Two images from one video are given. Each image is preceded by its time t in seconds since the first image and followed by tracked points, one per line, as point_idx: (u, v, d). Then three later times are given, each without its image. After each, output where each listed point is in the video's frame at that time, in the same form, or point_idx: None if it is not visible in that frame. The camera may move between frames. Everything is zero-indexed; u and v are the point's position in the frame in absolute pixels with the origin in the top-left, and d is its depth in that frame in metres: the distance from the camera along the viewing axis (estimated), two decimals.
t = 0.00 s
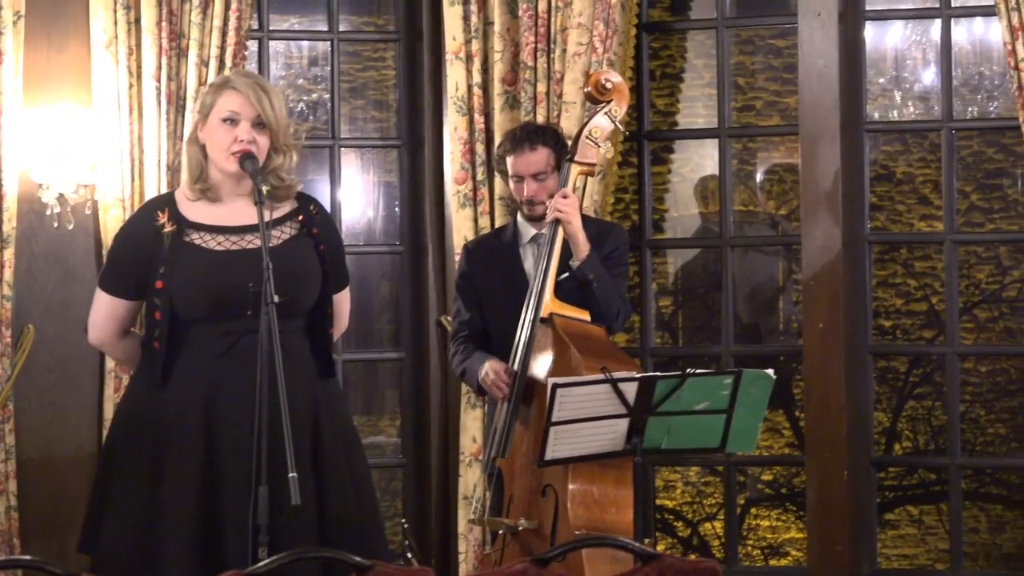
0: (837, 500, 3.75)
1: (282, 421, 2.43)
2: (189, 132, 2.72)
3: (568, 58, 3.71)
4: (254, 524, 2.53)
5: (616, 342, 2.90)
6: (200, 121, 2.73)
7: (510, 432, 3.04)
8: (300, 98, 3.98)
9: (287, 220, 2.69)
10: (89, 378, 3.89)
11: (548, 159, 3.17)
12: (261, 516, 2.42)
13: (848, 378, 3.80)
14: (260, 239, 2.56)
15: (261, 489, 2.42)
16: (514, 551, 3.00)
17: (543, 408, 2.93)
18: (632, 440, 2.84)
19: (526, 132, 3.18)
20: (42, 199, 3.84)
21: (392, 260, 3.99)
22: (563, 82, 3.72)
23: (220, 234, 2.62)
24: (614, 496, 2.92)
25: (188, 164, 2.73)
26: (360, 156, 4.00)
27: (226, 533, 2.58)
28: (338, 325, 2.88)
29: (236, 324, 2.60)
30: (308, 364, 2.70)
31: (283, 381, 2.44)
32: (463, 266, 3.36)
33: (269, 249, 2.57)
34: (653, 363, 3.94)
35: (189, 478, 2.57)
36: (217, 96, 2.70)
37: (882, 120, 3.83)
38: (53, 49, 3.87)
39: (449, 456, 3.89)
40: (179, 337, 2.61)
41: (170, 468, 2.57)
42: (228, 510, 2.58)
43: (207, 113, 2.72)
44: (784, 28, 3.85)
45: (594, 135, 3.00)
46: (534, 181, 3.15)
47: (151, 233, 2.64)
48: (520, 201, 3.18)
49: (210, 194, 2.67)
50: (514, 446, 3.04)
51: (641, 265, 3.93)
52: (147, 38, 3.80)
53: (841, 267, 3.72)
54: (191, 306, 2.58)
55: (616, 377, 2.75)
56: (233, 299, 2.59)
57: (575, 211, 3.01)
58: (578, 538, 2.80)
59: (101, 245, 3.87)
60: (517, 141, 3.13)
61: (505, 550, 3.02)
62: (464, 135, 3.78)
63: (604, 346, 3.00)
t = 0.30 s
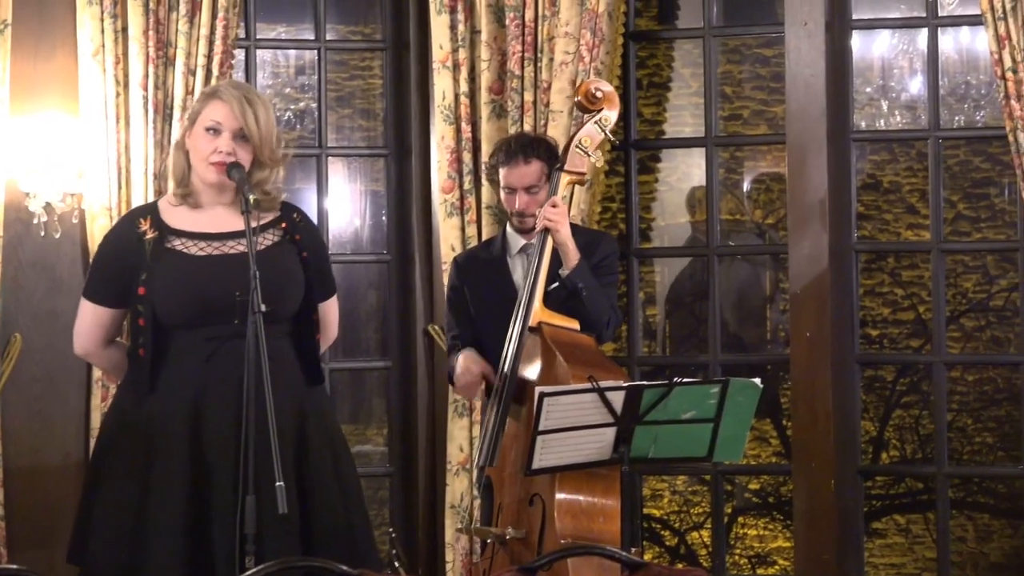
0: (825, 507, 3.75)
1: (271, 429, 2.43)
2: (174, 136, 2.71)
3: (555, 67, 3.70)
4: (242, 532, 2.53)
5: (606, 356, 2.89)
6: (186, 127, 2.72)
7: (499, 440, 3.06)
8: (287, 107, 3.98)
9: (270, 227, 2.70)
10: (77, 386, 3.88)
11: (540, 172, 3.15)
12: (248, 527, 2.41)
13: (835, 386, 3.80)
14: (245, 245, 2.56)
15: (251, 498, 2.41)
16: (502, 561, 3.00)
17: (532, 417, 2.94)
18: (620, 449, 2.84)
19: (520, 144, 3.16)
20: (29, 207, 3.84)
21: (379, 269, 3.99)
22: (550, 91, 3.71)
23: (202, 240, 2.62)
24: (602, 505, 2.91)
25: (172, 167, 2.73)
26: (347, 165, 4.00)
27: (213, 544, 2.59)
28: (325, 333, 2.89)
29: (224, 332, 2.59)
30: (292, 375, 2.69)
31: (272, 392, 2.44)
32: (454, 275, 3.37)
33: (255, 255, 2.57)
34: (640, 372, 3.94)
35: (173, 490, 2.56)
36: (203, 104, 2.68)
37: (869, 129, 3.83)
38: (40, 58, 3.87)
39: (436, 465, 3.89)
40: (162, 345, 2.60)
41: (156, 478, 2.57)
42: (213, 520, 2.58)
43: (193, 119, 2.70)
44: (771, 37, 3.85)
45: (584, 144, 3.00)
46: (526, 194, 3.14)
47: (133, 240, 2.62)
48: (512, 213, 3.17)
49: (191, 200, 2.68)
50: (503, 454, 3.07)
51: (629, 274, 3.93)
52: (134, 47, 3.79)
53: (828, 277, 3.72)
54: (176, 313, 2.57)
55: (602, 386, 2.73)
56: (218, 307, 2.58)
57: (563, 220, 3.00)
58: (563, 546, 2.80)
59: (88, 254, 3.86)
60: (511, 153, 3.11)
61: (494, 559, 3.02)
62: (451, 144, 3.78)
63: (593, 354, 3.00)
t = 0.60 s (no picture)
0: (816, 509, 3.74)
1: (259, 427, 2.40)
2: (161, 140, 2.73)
3: (544, 71, 3.70)
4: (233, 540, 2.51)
5: (597, 359, 2.90)
6: (173, 133, 2.74)
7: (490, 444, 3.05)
8: (277, 111, 3.99)
9: (254, 230, 2.72)
10: (67, 392, 3.87)
11: (531, 174, 3.15)
12: (238, 533, 2.38)
13: (824, 388, 3.80)
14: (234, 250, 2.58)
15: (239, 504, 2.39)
16: (494, 565, 2.95)
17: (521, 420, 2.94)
18: (609, 453, 2.84)
19: (510, 147, 3.15)
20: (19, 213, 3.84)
21: (370, 273, 3.99)
22: (539, 96, 3.71)
23: (186, 246, 2.63)
24: (592, 508, 2.92)
25: (156, 174, 2.75)
26: (337, 170, 4.00)
27: (201, 552, 2.59)
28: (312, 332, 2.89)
29: (215, 338, 2.59)
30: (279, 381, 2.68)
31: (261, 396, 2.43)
32: (449, 280, 3.39)
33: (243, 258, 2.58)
34: (630, 376, 3.95)
35: (161, 498, 2.55)
36: (192, 109, 2.71)
37: (859, 133, 3.83)
38: (28, 62, 3.87)
39: (427, 469, 3.89)
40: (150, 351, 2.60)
41: (148, 484, 2.56)
42: (202, 527, 2.58)
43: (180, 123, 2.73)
44: (761, 40, 3.85)
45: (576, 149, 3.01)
46: (517, 197, 3.14)
47: (118, 249, 2.63)
48: (504, 216, 3.17)
49: (174, 207, 2.69)
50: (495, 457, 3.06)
51: (620, 279, 3.93)
52: (123, 52, 3.79)
53: (818, 279, 3.72)
54: (164, 320, 2.57)
55: (592, 389, 2.73)
56: (207, 313, 2.58)
57: (555, 225, 2.99)
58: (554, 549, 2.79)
59: (77, 259, 3.86)
60: (502, 157, 3.10)
61: (485, 562, 2.97)
62: (441, 148, 3.79)
63: (585, 359, 3.00)
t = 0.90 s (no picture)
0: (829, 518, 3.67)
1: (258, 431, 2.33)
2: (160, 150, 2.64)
3: (549, 70, 3.64)
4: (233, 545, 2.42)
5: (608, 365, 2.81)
6: (170, 140, 2.65)
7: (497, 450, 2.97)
8: (277, 112, 3.93)
9: (263, 235, 2.64)
10: (63, 399, 3.79)
11: (540, 173, 3.07)
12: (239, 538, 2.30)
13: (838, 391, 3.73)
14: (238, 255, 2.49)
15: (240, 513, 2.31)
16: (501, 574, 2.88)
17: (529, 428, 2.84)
18: (619, 459, 2.72)
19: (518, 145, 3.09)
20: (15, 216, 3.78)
21: (372, 277, 3.93)
22: (544, 95, 3.65)
23: (195, 249, 2.55)
24: (603, 517, 2.81)
25: (160, 185, 2.65)
26: (338, 170, 3.94)
27: (200, 556, 2.50)
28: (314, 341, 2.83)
29: (214, 342, 2.51)
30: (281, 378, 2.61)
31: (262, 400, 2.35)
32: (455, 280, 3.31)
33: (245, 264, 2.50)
34: (639, 381, 3.87)
35: (163, 500, 2.47)
36: (187, 111, 2.62)
37: (870, 132, 3.77)
38: (24, 62, 3.82)
39: (432, 476, 3.82)
40: (150, 350, 2.52)
41: (147, 487, 2.49)
42: (202, 529, 2.50)
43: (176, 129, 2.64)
44: (769, 38, 3.80)
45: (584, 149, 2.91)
46: (525, 196, 3.06)
47: (125, 250, 2.55)
48: (512, 216, 3.09)
49: (183, 213, 2.61)
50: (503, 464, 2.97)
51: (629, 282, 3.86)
52: (120, 51, 3.73)
53: (829, 281, 3.65)
54: (169, 324, 2.49)
55: (602, 395, 2.62)
56: (209, 319, 2.50)
57: (564, 227, 2.90)
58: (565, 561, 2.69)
59: (73, 261, 3.79)
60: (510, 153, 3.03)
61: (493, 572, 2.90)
62: (444, 149, 3.72)
63: (592, 362, 2.90)
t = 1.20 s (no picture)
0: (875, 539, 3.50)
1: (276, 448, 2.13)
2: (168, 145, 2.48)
3: (579, 65, 3.46)
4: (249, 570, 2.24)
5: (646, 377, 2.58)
6: (180, 137, 2.49)
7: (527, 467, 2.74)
8: (292, 109, 3.76)
9: (273, 238, 2.44)
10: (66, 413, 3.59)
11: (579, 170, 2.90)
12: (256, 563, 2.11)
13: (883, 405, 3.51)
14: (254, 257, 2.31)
15: (256, 532, 2.12)
16: None
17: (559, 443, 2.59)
18: (654, 475, 2.48)
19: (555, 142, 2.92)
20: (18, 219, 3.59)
21: (392, 283, 3.75)
22: (574, 91, 3.47)
23: (203, 254, 2.35)
24: (637, 537, 2.55)
25: (167, 181, 2.50)
26: (357, 171, 3.77)
27: None
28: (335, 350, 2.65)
29: (225, 350, 2.32)
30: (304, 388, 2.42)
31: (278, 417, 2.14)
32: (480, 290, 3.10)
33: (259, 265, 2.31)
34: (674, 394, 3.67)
35: (177, 523, 2.28)
36: (198, 110, 2.46)
37: (917, 130, 3.57)
38: (26, 58, 3.65)
39: (457, 493, 3.62)
40: (161, 359, 2.33)
41: (158, 508, 2.29)
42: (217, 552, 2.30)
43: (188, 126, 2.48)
44: (809, 31, 3.62)
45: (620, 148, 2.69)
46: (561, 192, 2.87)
47: (129, 256, 2.35)
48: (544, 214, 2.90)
49: (187, 211, 2.43)
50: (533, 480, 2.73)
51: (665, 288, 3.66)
52: (127, 45, 3.55)
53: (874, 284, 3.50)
54: (179, 331, 2.30)
55: (635, 406, 2.39)
56: (219, 325, 2.30)
57: (599, 231, 2.68)
58: None
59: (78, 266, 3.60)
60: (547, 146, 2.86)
61: None
62: (468, 148, 3.53)
63: (628, 375, 2.66)
